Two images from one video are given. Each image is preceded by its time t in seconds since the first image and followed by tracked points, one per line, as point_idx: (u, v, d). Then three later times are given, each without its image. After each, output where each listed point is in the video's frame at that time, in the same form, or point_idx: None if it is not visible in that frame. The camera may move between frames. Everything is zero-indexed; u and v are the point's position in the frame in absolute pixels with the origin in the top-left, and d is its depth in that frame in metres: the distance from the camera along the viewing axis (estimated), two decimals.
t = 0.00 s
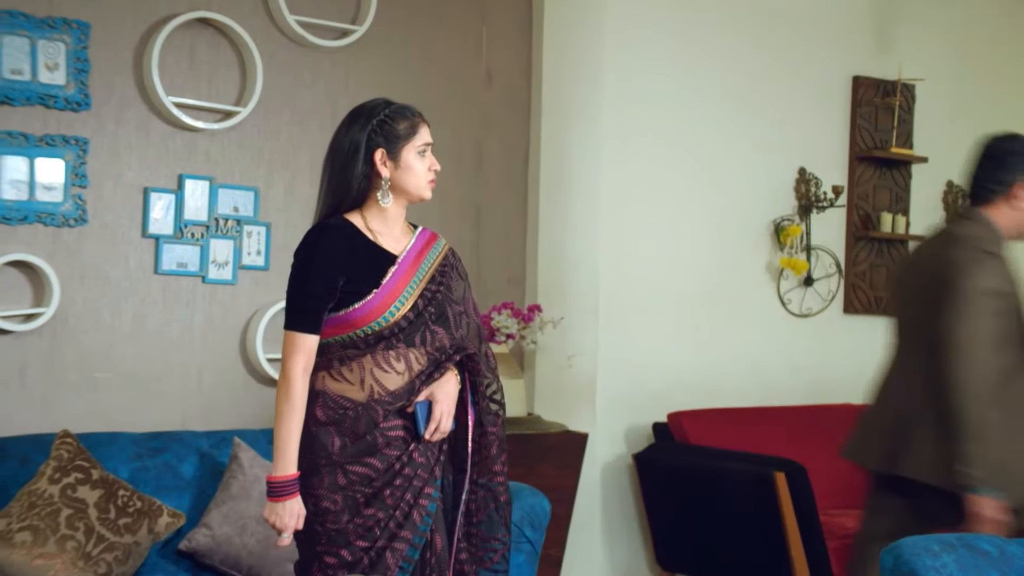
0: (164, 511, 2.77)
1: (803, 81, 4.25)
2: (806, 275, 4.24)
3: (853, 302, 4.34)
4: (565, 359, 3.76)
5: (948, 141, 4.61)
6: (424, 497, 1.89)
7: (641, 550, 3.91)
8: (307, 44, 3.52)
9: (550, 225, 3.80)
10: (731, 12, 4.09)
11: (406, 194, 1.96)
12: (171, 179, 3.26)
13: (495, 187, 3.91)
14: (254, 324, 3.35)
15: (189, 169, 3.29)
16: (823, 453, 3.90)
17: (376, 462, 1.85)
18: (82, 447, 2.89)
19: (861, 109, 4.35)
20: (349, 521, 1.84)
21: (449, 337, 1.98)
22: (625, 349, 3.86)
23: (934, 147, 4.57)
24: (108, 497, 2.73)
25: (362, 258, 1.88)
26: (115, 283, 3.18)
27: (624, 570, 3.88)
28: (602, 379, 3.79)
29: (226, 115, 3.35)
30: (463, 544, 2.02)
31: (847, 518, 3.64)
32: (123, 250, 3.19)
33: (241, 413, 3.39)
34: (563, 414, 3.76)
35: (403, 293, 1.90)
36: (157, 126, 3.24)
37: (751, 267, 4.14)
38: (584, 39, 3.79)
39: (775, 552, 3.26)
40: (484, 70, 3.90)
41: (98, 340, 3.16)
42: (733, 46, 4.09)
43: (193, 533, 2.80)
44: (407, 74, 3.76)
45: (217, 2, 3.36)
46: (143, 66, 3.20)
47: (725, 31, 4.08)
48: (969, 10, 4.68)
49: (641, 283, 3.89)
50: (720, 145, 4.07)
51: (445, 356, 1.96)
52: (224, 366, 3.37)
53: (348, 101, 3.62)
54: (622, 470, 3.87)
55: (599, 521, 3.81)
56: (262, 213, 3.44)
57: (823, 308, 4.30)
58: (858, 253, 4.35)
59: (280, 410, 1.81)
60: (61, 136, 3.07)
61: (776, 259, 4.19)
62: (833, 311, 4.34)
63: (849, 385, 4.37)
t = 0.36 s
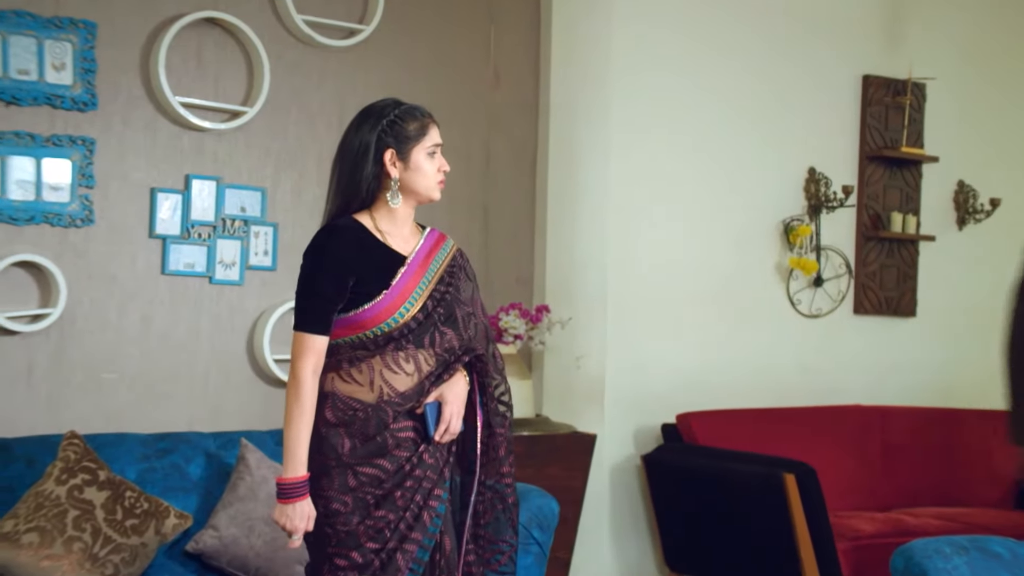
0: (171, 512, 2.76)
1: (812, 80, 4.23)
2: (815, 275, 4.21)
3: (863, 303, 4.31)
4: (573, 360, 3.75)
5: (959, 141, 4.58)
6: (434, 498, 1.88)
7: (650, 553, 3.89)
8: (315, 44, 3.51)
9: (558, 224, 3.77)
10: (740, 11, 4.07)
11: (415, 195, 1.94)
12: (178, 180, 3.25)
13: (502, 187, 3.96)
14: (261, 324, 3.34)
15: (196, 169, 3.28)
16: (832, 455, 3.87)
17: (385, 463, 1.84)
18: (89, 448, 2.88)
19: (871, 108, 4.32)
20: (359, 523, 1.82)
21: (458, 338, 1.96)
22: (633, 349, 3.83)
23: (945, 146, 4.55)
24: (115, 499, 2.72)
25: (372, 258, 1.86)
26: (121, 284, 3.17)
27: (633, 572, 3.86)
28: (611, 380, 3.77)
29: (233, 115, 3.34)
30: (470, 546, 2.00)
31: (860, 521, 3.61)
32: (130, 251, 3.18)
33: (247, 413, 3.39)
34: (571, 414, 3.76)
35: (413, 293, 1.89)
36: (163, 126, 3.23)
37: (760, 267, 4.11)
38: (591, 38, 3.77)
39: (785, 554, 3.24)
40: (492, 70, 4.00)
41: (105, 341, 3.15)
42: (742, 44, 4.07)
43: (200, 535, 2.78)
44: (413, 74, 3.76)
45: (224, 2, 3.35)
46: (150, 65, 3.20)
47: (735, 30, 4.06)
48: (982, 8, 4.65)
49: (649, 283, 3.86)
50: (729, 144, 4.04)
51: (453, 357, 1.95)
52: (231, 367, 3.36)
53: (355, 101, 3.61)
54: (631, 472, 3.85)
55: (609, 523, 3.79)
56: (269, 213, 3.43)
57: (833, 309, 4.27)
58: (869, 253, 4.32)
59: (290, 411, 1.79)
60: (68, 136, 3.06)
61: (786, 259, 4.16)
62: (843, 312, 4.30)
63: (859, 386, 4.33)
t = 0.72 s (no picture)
0: (179, 514, 2.75)
1: (823, 79, 4.20)
2: (825, 276, 4.18)
3: (874, 304, 4.28)
4: (583, 361, 3.77)
5: (970, 140, 4.56)
6: (440, 500, 1.86)
7: (660, 555, 3.87)
8: (322, 44, 3.50)
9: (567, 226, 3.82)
10: (749, 10, 4.05)
11: (420, 196, 1.93)
12: (186, 180, 3.25)
13: (510, 187, 3.91)
14: (269, 325, 3.33)
15: (204, 170, 3.28)
16: (842, 456, 3.85)
17: (391, 465, 1.83)
18: (97, 449, 2.87)
19: (881, 108, 4.30)
20: (366, 525, 1.80)
21: (464, 339, 1.95)
22: (644, 350, 3.81)
23: (956, 146, 4.52)
24: (123, 500, 2.71)
25: (377, 259, 1.85)
26: (129, 285, 3.17)
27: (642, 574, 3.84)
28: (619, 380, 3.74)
29: (241, 115, 3.33)
30: (477, 547, 1.99)
31: (870, 523, 3.58)
32: (137, 251, 3.18)
33: (256, 415, 3.38)
34: (580, 415, 3.78)
35: (419, 293, 1.87)
36: (171, 127, 3.22)
37: (770, 268, 4.09)
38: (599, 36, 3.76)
39: (796, 556, 3.21)
40: (500, 71, 3.92)
41: (113, 343, 3.15)
42: (752, 44, 4.05)
43: (209, 537, 2.78)
44: (421, 75, 3.75)
45: (232, 2, 3.34)
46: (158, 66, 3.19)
47: (745, 30, 4.04)
48: (993, 6, 4.62)
49: (658, 283, 3.84)
50: (739, 144, 4.02)
51: (459, 358, 1.93)
52: (239, 368, 3.35)
53: (363, 101, 3.61)
54: (640, 473, 3.84)
55: (618, 525, 3.78)
56: (277, 214, 3.43)
57: (843, 309, 4.24)
58: (879, 253, 4.30)
59: (295, 412, 1.78)
60: (76, 136, 3.06)
61: (796, 260, 4.14)
62: (853, 313, 4.28)
63: (870, 388, 4.31)
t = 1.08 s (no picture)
0: (187, 514, 2.74)
1: (833, 78, 4.18)
2: (835, 276, 4.16)
3: (884, 304, 4.25)
4: (590, 362, 3.72)
5: (982, 139, 4.53)
6: (442, 500, 1.85)
7: (669, 557, 3.85)
8: (330, 43, 3.49)
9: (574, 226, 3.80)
10: (758, 9, 4.02)
11: (422, 195, 1.91)
12: (193, 180, 3.24)
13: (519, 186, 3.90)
14: (276, 326, 3.31)
15: (211, 170, 3.27)
16: (851, 457, 3.82)
17: (392, 466, 1.81)
18: (104, 450, 2.86)
19: (891, 107, 4.27)
20: (366, 526, 1.79)
21: (465, 339, 1.93)
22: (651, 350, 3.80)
23: (967, 146, 4.49)
24: (131, 501, 2.71)
25: (378, 259, 1.84)
26: (136, 285, 3.16)
27: None
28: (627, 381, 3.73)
29: (248, 115, 3.32)
30: (480, 549, 1.97)
31: (880, 525, 3.55)
32: (145, 252, 3.17)
33: (263, 416, 3.37)
34: (588, 416, 3.72)
35: (420, 293, 1.86)
36: (178, 127, 3.21)
37: (780, 267, 4.06)
38: (608, 35, 3.74)
39: (805, 558, 3.19)
40: (509, 70, 3.94)
41: (120, 344, 3.14)
42: (762, 43, 4.03)
43: (215, 538, 2.77)
44: (429, 74, 3.74)
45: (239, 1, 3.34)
46: (165, 65, 3.18)
47: (755, 29, 4.01)
48: (1004, 5, 4.59)
49: (666, 284, 3.83)
50: (748, 143, 4.00)
51: (461, 358, 1.92)
52: (247, 369, 3.34)
53: (371, 101, 3.59)
54: (649, 475, 3.82)
55: (627, 526, 3.76)
56: (284, 214, 3.42)
57: (853, 310, 4.21)
58: (889, 254, 4.27)
59: (296, 411, 1.76)
60: (83, 137, 3.05)
61: (805, 260, 4.11)
62: (864, 313, 4.25)
63: (880, 388, 4.28)
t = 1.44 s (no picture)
0: (190, 518, 2.70)
1: (846, 74, 4.12)
2: (847, 276, 4.10)
3: (897, 304, 4.19)
4: (600, 363, 3.67)
5: (997, 137, 4.46)
6: (443, 503, 1.79)
7: (679, 561, 3.80)
8: (336, 40, 3.45)
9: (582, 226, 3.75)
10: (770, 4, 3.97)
11: (422, 192, 1.87)
12: (197, 179, 3.20)
13: (527, 185, 3.85)
14: (280, 327, 3.26)
15: (215, 168, 3.23)
16: (864, 459, 3.76)
17: (391, 469, 1.76)
18: (107, 452, 2.82)
19: (905, 104, 4.21)
20: (364, 529, 1.74)
21: (467, 339, 1.89)
22: (661, 349, 3.75)
23: (982, 144, 4.43)
24: (133, 504, 2.67)
25: (377, 258, 1.79)
26: (139, 285, 3.12)
27: None
28: (636, 383, 3.68)
29: (252, 113, 3.28)
30: (483, 553, 1.92)
31: (894, 529, 3.49)
32: (148, 252, 3.13)
33: (267, 418, 3.32)
34: (598, 418, 3.67)
35: (420, 292, 1.81)
36: (181, 125, 3.17)
37: (791, 267, 4.00)
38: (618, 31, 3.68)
39: (817, 563, 3.14)
40: (516, 67, 3.85)
41: (123, 345, 3.10)
42: (773, 40, 3.97)
43: (218, 541, 2.73)
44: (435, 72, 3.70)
45: None
46: (168, 63, 3.14)
47: (766, 25, 3.96)
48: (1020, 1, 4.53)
49: (678, 283, 3.78)
50: (760, 141, 3.94)
51: (462, 358, 1.87)
52: (251, 370, 3.30)
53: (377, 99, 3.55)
54: (659, 477, 3.76)
55: (636, 529, 3.71)
56: (289, 213, 3.37)
57: (866, 310, 4.15)
58: (902, 253, 4.21)
59: (294, 413, 1.72)
60: (85, 135, 3.01)
61: (817, 260, 4.05)
62: (876, 314, 4.19)
63: (893, 390, 4.22)
